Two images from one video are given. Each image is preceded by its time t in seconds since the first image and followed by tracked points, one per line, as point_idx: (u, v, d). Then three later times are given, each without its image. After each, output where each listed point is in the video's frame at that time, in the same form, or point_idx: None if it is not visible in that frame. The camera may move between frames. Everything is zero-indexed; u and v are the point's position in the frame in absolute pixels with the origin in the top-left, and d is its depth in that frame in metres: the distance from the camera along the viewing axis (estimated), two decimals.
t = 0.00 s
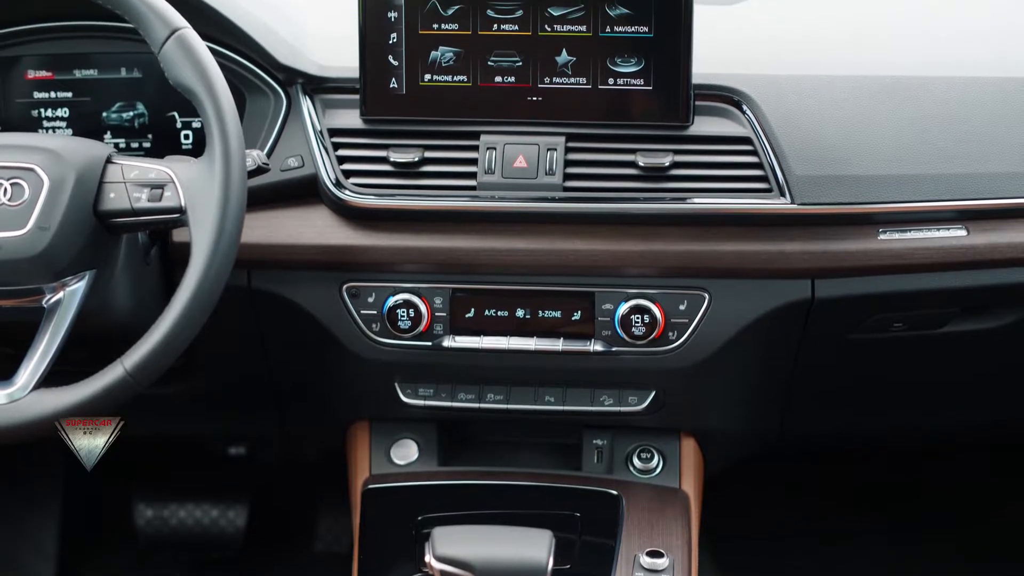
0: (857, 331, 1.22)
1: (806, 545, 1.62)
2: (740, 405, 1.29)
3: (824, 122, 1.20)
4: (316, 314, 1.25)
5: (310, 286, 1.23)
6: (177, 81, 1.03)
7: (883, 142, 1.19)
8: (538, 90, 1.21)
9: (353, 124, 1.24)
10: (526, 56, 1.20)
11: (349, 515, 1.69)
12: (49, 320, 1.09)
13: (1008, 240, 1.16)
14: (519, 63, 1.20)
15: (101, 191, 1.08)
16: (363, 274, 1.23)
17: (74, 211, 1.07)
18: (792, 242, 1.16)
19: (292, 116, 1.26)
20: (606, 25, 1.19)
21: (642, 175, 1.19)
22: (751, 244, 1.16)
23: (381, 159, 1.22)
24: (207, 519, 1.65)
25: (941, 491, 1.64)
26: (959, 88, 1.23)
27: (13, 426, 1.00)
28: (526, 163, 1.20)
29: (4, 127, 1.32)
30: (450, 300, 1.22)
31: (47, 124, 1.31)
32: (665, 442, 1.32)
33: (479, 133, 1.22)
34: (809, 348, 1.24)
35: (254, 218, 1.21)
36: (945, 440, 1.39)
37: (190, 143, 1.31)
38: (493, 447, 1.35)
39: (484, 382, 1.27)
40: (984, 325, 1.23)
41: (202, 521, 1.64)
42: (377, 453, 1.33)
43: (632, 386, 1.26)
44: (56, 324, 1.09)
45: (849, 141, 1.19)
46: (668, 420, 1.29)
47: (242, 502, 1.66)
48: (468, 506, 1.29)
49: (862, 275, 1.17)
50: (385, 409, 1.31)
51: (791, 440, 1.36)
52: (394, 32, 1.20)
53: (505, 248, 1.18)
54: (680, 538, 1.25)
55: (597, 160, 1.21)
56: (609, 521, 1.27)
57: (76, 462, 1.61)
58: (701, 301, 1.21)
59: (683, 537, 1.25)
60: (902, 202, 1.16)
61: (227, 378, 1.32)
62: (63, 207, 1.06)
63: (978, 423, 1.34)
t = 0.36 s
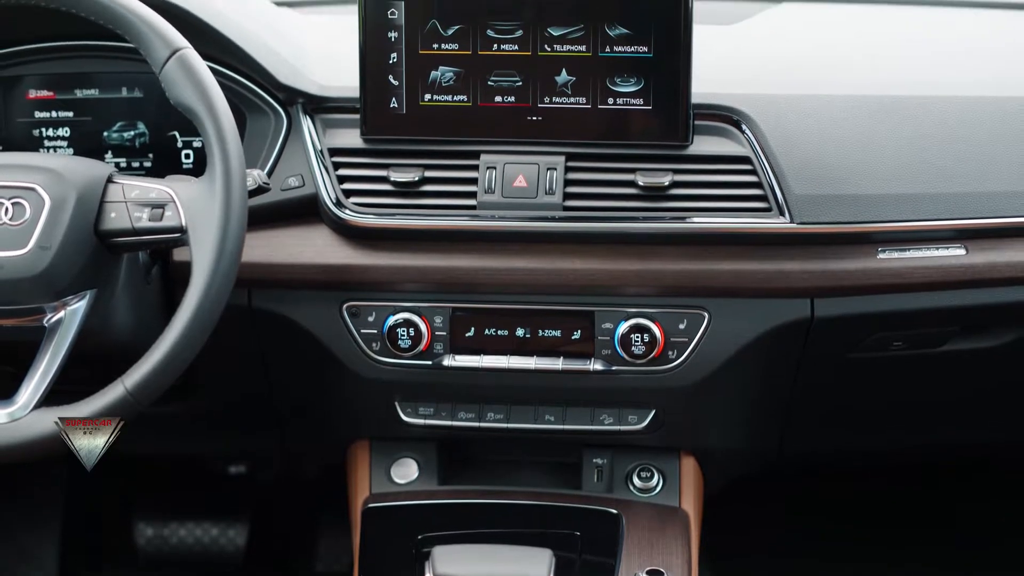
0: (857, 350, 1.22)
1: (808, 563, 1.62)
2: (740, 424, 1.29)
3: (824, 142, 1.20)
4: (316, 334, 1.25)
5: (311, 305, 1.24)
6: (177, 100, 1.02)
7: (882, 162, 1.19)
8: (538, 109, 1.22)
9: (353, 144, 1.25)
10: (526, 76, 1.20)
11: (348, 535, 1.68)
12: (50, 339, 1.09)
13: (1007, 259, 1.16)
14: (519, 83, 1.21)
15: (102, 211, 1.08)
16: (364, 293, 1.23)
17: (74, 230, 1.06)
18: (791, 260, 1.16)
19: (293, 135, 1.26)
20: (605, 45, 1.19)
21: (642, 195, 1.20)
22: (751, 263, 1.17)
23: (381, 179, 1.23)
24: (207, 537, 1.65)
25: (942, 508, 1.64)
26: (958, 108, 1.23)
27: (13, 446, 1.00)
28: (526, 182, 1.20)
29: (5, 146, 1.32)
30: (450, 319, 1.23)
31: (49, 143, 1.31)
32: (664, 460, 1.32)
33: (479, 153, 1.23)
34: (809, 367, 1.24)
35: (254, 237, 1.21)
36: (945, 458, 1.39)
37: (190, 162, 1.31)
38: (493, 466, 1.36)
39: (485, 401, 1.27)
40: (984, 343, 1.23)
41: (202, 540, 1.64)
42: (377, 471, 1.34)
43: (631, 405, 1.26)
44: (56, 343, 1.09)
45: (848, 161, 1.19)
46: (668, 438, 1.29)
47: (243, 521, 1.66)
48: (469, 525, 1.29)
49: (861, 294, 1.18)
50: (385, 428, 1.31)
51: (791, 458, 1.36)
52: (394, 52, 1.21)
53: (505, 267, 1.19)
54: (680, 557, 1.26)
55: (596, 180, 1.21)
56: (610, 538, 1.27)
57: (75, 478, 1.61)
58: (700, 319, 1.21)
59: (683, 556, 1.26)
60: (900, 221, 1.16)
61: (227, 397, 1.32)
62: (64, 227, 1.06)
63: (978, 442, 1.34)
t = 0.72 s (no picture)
0: (856, 366, 1.22)
1: None
2: (740, 440, 1.29)
3: (824, 160, 1.21)
4: (317, 351, 1.25)
5: (311, 322, 1.24)
6: (178, 118, 1.02)
7: (881, 178, 1.20)
8: (537, 127, 1.22)
9: (354, 161, 1.25)
10: (525, 94, 1.21)
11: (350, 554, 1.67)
12: (51, 355, 1.08)
13: (1006, 276, 1.16)
14: (519, 100, 1.21)
15: (102, 228, 1.07)
16: (364, 310, 1.23)
17: (75, 247, 1.05)
18: (790, 277, 1.17)
19: (293, 153, 1.27)
20: (605, 63, 1.19)
21: (642, 212, 1.20)
22: (750, 280, 1.17)
23: (381, 196, 1.23)
24: (207, 554, 1.64)
25: (943, 522, 1.63)
26: (957, 124, 1.23)
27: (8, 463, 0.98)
28: (526, 201, 1.21)
29: (6, 162, 1.32)
30: (450, 336, 1.23)
31: (50, 160, 1.32)
32: (664, 477, 1.33)
33: (479, 170, 1.23)
34: (808, 383, 1.24)
35: (255, 254, 1.22)
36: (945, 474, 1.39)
37: (190, 179, 1.31)
38: (492, 482, 1.36)
39: (485, 417, 1.27)
40: (983, 360, 1.23)
41: (202, 557, 1.63)
42: (377, 488, 1.35)
43: (631, 422, 1.27)
44: (56, 360, 1.07)
45: (847, 177, 1.20)
46: (668, 454, 1.30)
47: (243, 538, 1.66)
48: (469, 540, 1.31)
49: (861, 311, 1.18)
50: (386, 444, 1.32)
51: (789, 474, 1.37)
52: (394, 69, 1.21)
53: (505, 284, 1.19)
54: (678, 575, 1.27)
55: (596, 197, 1.21)
56: (609, 555, 1.29)
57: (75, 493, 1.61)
58: (700, 336, 1.21)
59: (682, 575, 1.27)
60: (900, 238, 1.16)
61: (228, 413, 1.32)
62: (65, 245, 1.05)
63: (977, 457, 1.34)
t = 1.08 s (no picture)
0: (856, 376, 1.23)
1: None
2: (740, 450, 1.29)
3: (823, 170, 1.21)
4: (317, 361, 1.25)
5: (311, 333, 1.24)
6: (178, 129, 1.02)
7: (881, 189, 1.20)
8: (537, 137, 1.22)
9: (354, 172, 1.25)
10: (525, 105, 1.21)
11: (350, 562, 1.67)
12: (52, 366, 1.07)
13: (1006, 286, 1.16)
14: (519, 111, 1.22)
15: (102, 238, 1.06)
16: (364, 321, 1.24)
17: (75, 258, 1.05)
18: (790, 287, 1.17)
19: (293, 163, 1.27)
20: (605, 73, 1.19)
21: (642, 222, 1.20)
22: (750, 291, 1.17)
23: (382, 207, 1.23)
24: (207, 564, 1.64)
25: (942, 531, 1.64)
26: (957, 134, 1.24)
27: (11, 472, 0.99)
28: (526, 211, 1.21)
29: (6, 173, 1.32)
30: (450, 346, 1.23)
31: (50, 171, 1.32)
32: (665, 487, 1.33)
33: (479, 180, 1.23)
34: (808, 393, 1.24)
35: (255, 265, 1.22)
36: (945, 484, 1.39)
37: (191, 190, 1.31)
38: (492, 492, 1.37)
39: (485, 427, 1.28)
40: (982, 369, 1.23)
41: (202, 567, 1.64)
42: (377, 498, 1.35)
43: (631, 432, 1.27)
44: (56, 370, 1.07)
45: (847, 187, 1.20)
46: (668, 464, 1.30)
47: (244, 547, 1.66)
48: (470, 550, 1.32)
49: (860, 322, 1.18)
50: (386, 454, 1.32)
51: (789, 484, 1.37)
52: (394, 80, 1.21)
53: (505, 295, 1.19)
54: None
55: (596, 207, 1.21)
56: (609, 565, 1.30)
57: (76, 503, 1.61)
58: (700, 347, 1.21)
59: None
60: (900, 248, 1.16)
61: (228, 423, 1.32)
62: (65, 255, 1.05)
63: (977, 466, 1.34)
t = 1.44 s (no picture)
0: (855, 384, 1.23)
1: None
2: (740, 457, 1.30)
3: (823, 177, 1.21)
4: (317, 369, 1.26)
5: (311, 340, 1.24)
6: (179, 137, 1.02)
7: (881, 196, 1.20)
8: (537, 145, 1.22)
9: (354, 179, 1.25)
10: (525, 112, 1.21)
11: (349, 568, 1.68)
12: (52, 373, 1.07)
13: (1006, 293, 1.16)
14: (519, 118, 1.22)
15: (103, 246, 1.06)
16: (364, 328, 1.24)
17: (76, 266, 1.05)
18: (790, 295, 1.17)
19: (293, 171, 1.27)
20: (604, 81, 1.19)
21: (641, 230, 1.20)
22: (749, 299, 1.17)
23: (382, 214, 1.23)
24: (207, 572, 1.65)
25: (942, 537, 1.64)
26: (958, 142, 1.23)
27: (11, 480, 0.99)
28: (526, 218, 1.21)
29: (7, 181, 1.33)
30: (450, 354, 1.23)
31: (50, 179, 1.32)
32: (665, 495, 1.33)
33: (479, 188, 1.23)
34: (808, 400, 1.25)
35: (255, 272, 1.22)
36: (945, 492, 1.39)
37: (191, 198, 1.32)
38: (493, 499, 1.37)
39: (485, 435, 1.28)
40: (982, 377, 1.23)
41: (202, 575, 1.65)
42: (377, 505, 1.35)
43: (631, 439, 1.27)
44: (56, 378, 1.07)
45: (847, 195, 1.20)
46: (668, 472, 1.30)
47: (243, 554, 1.67)
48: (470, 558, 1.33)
49: (859, 329, 1.18)
50: (386, 462, 1.32)
51: (789, 491, 1.37)
52: (394, 87, 1.21)
53: (505, 302, 1.19)
54: None
55: (596, 215, 1.21)
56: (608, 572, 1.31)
57: (74, 508, 1.60)
58: (699, 354, 1.22)
59: None
60: (900, 256, 1.16)
61: (229, 430, 1.32)
62: (65, 263, 1.04)
63: (977, 473, 1.34)
